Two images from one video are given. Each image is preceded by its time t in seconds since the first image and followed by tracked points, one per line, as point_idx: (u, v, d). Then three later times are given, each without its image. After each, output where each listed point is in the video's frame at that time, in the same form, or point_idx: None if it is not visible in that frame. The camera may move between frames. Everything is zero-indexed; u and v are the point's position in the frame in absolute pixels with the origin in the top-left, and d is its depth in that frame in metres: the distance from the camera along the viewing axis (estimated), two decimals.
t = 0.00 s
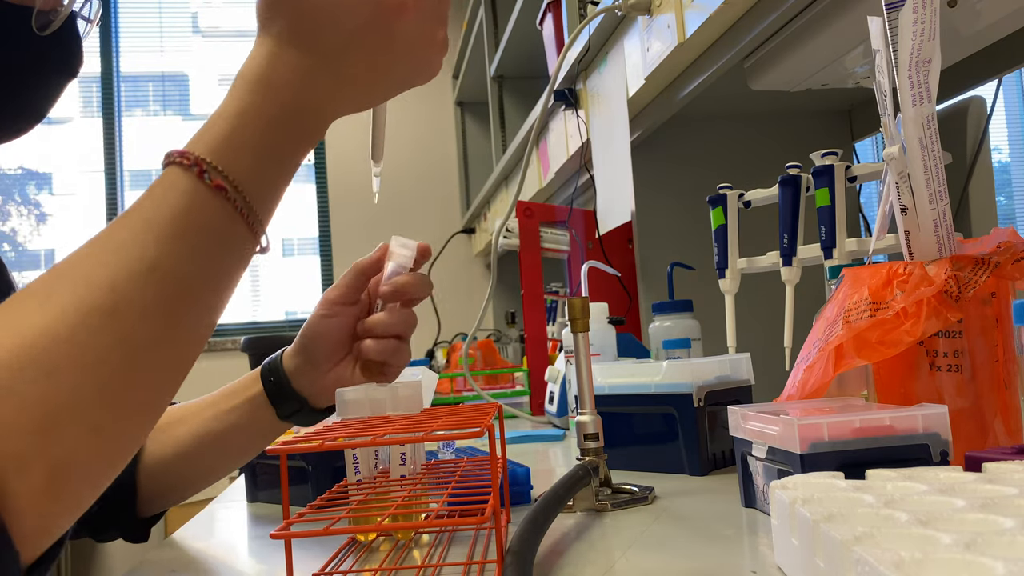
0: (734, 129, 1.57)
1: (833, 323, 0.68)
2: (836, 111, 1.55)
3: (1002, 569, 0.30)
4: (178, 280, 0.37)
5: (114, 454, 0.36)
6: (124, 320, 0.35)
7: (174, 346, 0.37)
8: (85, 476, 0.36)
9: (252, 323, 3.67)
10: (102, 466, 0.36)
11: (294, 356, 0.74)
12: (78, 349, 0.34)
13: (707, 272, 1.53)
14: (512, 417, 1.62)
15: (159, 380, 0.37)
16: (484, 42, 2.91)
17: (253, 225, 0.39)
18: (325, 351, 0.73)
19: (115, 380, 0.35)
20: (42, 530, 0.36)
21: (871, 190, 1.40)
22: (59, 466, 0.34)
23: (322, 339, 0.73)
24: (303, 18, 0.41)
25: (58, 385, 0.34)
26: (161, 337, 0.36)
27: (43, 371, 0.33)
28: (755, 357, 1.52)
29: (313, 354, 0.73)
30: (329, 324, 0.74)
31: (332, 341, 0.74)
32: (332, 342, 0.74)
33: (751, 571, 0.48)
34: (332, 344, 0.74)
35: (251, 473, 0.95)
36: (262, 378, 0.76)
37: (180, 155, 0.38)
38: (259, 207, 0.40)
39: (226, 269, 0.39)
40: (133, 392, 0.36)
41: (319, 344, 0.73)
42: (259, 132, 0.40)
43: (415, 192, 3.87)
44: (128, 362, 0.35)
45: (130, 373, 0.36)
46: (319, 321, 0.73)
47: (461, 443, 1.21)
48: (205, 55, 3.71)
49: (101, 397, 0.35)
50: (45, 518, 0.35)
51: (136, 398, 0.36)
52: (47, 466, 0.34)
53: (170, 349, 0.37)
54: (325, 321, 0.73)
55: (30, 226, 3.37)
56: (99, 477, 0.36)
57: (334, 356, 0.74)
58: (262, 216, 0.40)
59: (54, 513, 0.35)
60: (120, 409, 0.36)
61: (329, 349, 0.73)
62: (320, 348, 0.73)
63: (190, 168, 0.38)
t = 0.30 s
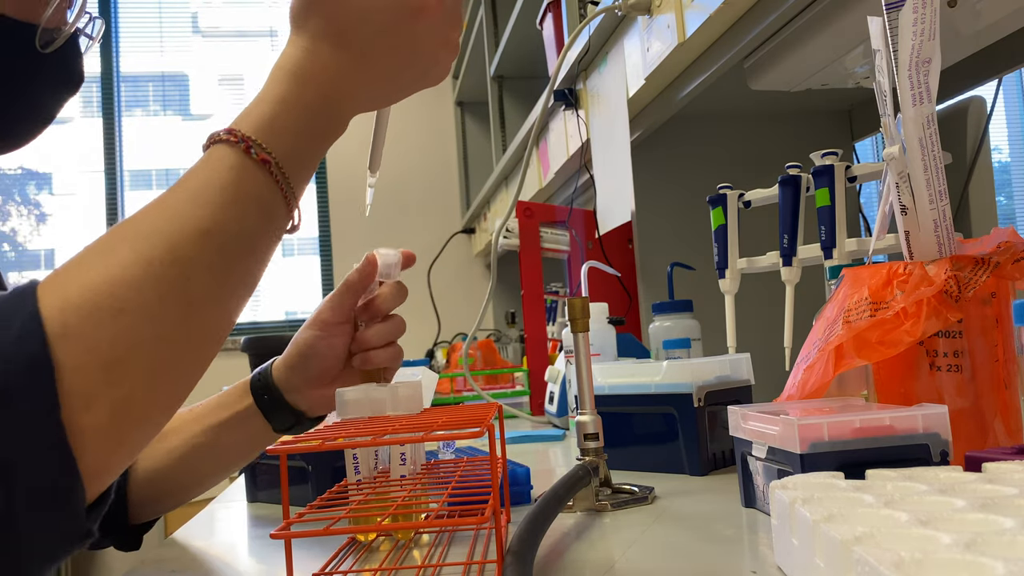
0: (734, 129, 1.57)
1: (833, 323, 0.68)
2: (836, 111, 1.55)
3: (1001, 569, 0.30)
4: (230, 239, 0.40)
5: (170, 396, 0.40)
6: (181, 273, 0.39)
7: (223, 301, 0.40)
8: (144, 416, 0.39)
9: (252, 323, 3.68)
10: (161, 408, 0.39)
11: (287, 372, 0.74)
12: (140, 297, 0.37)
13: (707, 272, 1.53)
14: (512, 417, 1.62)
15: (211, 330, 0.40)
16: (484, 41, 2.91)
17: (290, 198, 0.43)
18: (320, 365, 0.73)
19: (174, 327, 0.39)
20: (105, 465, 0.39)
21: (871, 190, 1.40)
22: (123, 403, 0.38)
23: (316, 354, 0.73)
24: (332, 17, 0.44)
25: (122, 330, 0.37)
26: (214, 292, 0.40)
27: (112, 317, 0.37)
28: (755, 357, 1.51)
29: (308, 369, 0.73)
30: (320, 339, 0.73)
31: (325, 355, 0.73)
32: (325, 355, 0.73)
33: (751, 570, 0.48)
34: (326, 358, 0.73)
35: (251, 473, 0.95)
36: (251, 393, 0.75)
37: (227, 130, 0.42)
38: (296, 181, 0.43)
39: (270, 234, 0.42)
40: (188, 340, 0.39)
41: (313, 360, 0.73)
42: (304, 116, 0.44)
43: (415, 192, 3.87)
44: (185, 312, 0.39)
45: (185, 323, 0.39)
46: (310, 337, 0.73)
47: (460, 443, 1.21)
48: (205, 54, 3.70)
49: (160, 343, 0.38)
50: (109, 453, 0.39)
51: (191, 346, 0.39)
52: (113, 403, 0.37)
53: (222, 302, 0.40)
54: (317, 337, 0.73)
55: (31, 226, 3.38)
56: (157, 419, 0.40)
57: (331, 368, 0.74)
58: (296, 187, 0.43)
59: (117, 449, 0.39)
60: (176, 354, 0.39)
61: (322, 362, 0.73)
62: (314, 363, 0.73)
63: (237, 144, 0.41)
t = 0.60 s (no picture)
0: (735, 128, 1.57)
1: (833, 323, 0.68)
2: (836, 111, 1.55)
3: (1001, 569, 0.30)
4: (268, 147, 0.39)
5: (194, 293, 0.37)
6: (214, 167, 0.37)
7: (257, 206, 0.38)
8: (164, 307, 0.36)
9: (252, 323, 3.67)
10: (183, 302, 0.36)
11: (273, 348, 0.71)
12: (171, 180, 0.35)
13: (707, 272, 1.53)
14: (512, 417, 1.62)
15: (242, 232, 0.38)
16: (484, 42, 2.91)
17: (323, 143, 0.41)
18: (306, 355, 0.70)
19: (204, 216, 0.36)
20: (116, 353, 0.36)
21: (871, 190, 1.40)
22: (144, 282, 0.35)
23: (302, 343, 0.70)
24: None
25: (151, 207, 0.35)
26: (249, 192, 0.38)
27: (142, 192, 0.35)
28: (756, 357, 1.51)
29: (293, 352, 0.70)
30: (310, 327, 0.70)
31: (311, 344, 0.70)
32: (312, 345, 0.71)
33: (751, 571, 0.48)
34: (313, 345, 0.71)
35: (251, 473, 0.95)
36: (244, 358, 0.73)
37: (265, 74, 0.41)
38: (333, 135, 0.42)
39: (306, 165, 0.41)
40: (217, 232, 0.37)
41: (299, 344, 0.70)
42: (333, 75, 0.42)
43: (415, 193, 3.87)
44: (216, 204, 0.36)
45: (217, 216, 0.37)
46: (300, 324, 0.69)
47: (460, 443, 1.20)
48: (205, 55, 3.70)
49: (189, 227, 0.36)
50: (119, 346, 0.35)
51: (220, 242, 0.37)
52: (134, 279, 0.34)
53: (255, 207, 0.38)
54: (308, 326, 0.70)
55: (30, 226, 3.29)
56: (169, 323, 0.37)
57: (313, 360, 0.71)
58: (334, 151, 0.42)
59: (131, 337, 0.35)
60: (205, 243, 0.36)
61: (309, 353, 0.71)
62: (300, 347, 0.70)
63: (276, 83, 0.40)
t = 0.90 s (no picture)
0: (734, 128, 1.57)
1: (833, 323, 0.68)
2: (836, 111, 1.55)
3: (1001, 569, 0.30)
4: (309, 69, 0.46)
5: (252, 168, 0.43)
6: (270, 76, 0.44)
7: (303, 116, 0.45)
8: (226, 171, 0.42)
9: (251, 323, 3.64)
10: (241, 171, 0.42)
11: (268, 322, 0.74)
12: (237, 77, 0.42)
13: (707, 272, 1.53)
14: (512, 417, 1.62)
15: (290, 131, 0.44)
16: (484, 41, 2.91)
17: (356, 87, 0.48)
18: (297, 334, 0.73)
19: (260, 106, 0.43)
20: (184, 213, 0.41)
21: (871, 190, 1.40)
22: (212, 146, 0.41)
23: (294, 322, 0.72)
24: None
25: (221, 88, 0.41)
26: (297, 99, 0.44)
27: (208, 74, 0.41)
28: (756, 357, 1.51)
29: (285, 328, 0.73)
30: (302, 306, 0.72)
31: (301, 324, 0.73)
32: (303, 325, 0.73)
33: (751, 571, 0.48)
34: (304, 322, 0.73)
35: (251, 473, 0.95)
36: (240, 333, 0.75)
37: (303, 23, 0.49)
38: (364, 80, 0.50)
39: (341, 91, 0.47)
40: (269, 126, 0.43)
41: (289, 322, 0.72)
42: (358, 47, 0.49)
43: (415, 192, 3.87)
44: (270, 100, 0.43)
45: (272, 109, 0.43)
46: (292, 301, 0.72)
47: (461, 443, 1.20)
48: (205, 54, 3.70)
49: (249, 112, 0.42)
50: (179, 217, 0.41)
51: (271, 133, 0.43)
52: (205, 139, 0.40)
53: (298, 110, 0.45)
54: (299, 307, 0.72)
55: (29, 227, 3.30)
56: (218, 198, 0.42)
57: (301, 340, 0.73)
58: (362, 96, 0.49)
59: (188, 206, 0.41)
60: (261, 130, 0.43)
61: (298, 332, 0.73)
62: (290, 324, 0.73)
63: (318, 28, 0.47)
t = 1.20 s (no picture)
0: (734, 129, 1.57)
1: (833, 323, 0.68)
2: (836, 111, 1.55)
3: (1002, 569, 0.30)
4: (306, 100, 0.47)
5: (245, 191, 0.43)
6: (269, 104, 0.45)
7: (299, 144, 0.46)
8: (219, 194, 0.42)
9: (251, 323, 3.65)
10: (234, 194, 0.43)
11: (263, 322, 0.74)
12: (236, 103, 0.43)
13: (707, 272, 1.53)
14: (512, 417, 1.62)
15: (285, 157, 0.45)
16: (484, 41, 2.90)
17: (350, 120, 0.49)
18: (292, 333, 0.73)
19: (257, 130, 0.43)
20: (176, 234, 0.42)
21: (871, 190, 1.40)
22: (207, 169, 0.41)
23: (289, 322, 0.73)
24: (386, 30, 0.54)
25: (219, 114, 0.42)
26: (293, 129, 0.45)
27: (207, 99, 0.42)
28: (756, 357, 1.51)
29: (280, 328, 0.73)
30: (297, 306, 0.72)
31: (296, 323, 0.73)
32: (298, 325, 0.73)
33: (751, 570, 0.48)
34: (299, 322, 0.73)
35: (251, 473, 0.95)
36: (235, 334, 0.75)
37: (300, 58, 0.50)
38: (359, 115, 0.51)
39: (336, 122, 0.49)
40: (265, 151, 0.44)
41: (284, 322, 0.72)
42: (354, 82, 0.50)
43: (415, 193, 3.87)
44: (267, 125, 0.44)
45: (268, 135, 0.44)
46: (287, 301, 0.72)
47: (461, 443, 1.20)
48: (205, 54, 3.70)
49: (245, 137, 0.43)
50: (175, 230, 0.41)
51: (266, 158, 0.44)
52: (200, 160, 0.41)
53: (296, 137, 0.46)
54: (294, 307, 0.72)
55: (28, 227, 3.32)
56: (215, 216, 0.43)
57: (296, 340, 0.73)
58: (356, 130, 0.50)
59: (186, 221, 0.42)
60: (257, 154, 0.43)
61: (293, 331, 0.73)
62: (286, 324, 0.73)
63: (314, 63, 0.49)
